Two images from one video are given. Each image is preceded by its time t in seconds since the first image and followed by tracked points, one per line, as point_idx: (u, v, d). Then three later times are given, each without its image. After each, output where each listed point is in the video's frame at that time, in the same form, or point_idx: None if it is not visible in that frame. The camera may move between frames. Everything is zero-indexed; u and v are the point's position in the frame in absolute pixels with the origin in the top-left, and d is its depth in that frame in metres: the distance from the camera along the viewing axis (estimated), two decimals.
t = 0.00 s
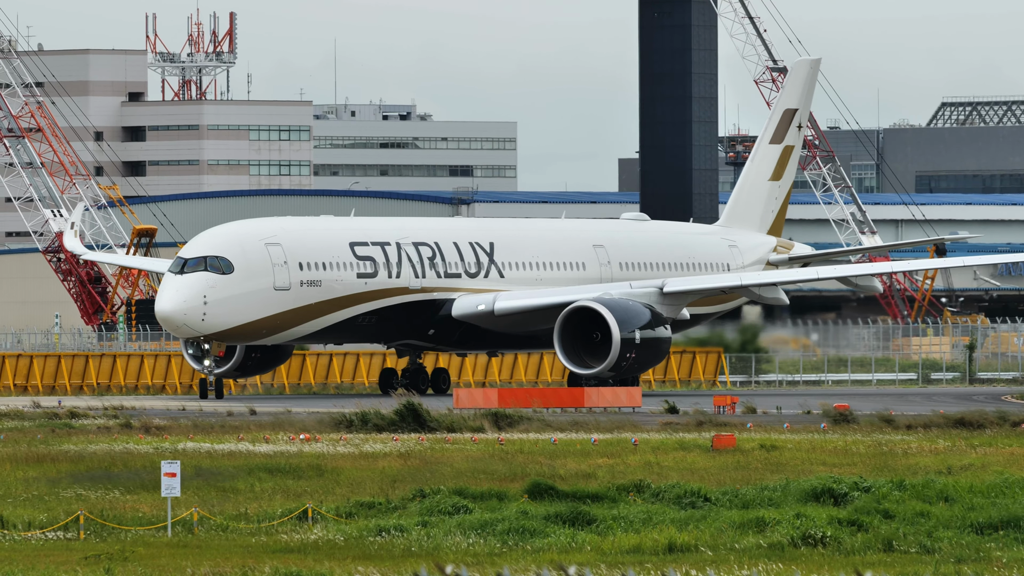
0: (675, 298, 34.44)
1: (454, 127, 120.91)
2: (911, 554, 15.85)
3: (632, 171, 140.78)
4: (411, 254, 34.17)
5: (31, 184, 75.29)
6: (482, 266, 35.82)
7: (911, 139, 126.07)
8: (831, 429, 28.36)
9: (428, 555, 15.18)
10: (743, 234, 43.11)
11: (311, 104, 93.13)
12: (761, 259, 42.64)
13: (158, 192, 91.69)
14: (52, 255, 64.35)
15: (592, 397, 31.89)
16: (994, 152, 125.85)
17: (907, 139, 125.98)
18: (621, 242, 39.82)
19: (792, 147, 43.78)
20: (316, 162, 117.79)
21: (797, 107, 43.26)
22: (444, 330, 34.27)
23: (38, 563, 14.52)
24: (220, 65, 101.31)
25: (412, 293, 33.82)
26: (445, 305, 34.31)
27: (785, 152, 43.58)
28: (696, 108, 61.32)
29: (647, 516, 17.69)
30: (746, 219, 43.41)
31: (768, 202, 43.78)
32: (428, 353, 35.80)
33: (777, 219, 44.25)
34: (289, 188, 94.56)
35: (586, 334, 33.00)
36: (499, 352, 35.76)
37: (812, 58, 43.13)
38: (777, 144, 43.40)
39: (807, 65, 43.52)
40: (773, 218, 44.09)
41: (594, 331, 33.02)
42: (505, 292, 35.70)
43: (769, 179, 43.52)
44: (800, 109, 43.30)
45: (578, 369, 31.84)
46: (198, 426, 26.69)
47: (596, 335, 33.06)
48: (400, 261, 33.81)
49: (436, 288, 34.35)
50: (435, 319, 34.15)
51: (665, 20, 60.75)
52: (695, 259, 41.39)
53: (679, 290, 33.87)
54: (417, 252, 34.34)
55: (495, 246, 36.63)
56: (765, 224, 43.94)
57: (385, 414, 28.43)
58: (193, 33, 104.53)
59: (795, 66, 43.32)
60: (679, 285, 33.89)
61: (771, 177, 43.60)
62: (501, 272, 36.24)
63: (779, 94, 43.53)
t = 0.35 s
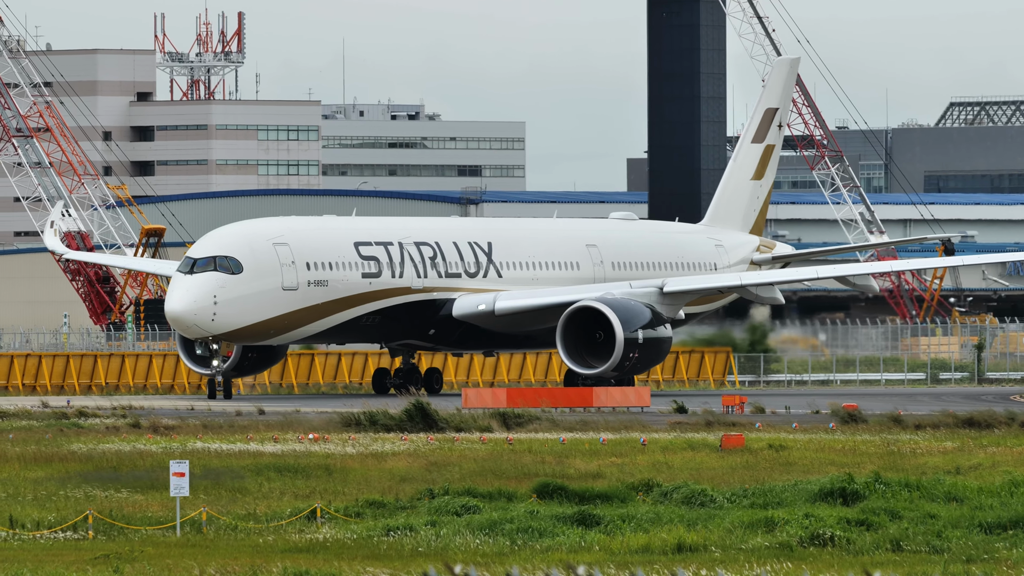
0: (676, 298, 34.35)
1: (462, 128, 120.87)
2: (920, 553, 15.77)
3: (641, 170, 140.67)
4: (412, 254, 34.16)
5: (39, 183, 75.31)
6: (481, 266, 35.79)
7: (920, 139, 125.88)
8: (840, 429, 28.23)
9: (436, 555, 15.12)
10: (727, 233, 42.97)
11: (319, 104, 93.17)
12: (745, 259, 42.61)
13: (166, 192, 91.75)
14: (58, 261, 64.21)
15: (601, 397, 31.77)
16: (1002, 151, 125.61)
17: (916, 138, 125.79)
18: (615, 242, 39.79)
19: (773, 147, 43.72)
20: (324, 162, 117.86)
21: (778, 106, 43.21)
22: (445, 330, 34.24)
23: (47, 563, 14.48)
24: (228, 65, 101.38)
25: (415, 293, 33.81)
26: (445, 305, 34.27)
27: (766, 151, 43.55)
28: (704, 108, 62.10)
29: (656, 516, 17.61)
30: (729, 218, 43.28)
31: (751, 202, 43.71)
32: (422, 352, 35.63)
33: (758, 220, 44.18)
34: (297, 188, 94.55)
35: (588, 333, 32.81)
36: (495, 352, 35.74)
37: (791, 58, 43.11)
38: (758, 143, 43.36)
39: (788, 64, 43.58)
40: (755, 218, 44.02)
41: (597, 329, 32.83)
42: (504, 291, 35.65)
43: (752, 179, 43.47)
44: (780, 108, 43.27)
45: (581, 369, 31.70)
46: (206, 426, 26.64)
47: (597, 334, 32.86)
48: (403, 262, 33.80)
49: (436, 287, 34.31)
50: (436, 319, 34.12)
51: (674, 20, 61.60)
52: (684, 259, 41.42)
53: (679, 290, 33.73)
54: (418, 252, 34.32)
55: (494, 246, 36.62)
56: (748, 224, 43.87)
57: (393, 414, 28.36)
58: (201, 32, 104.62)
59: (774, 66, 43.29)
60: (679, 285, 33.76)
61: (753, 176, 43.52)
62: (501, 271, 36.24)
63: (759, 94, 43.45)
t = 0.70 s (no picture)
0: (678, 297, 34.27)
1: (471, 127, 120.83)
2: (929, 554, 15.71)
3: (650, 170, 140.53)
4: (416, 253, 34.14)
5: (49, 183, 75.35)
6: (482, 266, 35.75)
7: (929, 139, 125.71)
8: (848, 429, 28.14)
9: (446, 555, 15.08)
10: (711, 233, 42.88)
11: (328, 104, 93.21)
12: (729, 259, 42.52)
13: (176, 192, 91.86)
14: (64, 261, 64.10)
15: (610, 397, 31.71)
16: (1011, 151, 125.33)
17: (925, 138, 125.60)
18: (611, 243, 39.74)
19: (753, 147, 43.73)
20: (334, 162, 117.93)
21: (759, 106, 43.34)
22: (447, 329, 34.14)
23: (56, 563, 14.45)
24: (238, 65, 101.43)
25: (421, 292, 33.83)
26: (447, 305, 34.21)
27: (748, 151, 43.56)
28: (714, 108, 62.09)
29: (664, 516, 17.57)
30: (712, 217, 43.21)
31: (733, 201, 43.60)
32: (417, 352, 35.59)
33: (740, 219, 44.10)
34: (306, 187, 94.61)
35: (592, 333, 32.70)
36: (493, 352, 35.69)
37: (772, 58, 43.26)
38: (741, 142, 43.33)
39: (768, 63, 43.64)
40: (738, 217, 43.94)
41: (600, 330, 32.72)
42: (504, 291, 35.66)
43: (735, 178, 43.39)
44: (761, 108, 43.36)
45: (586, 369, 31.61)
46: (216, 426, 26.63)
47: (601, 334, 32.75)
48: (407, 262, 33.77)
49: (439, 287, 34.25)
50: (438, 319, 34.06)
51: (683, 19, 61.69)
52: (674, 259, 41.30)
53: (681, 290, 33.58)
54: (422, 251, 34.32)
55: (493, 246, 36.58)
56: (730, 223, 43.77)
57: (402, 414, 28.33)
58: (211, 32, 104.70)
59: (756, 66, 43.42)
60: (681, 285, 33.69)
61: (735, 175, 43.45)
62: (501, 270, 36.22)
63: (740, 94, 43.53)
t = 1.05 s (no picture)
0: (683, 297, 34.20)
1: (481, 128, 120.79)
2: (938, 554, 15.61)
3: (660, 170, 140.45)
4: (420, 252, 34.09)
5: (59, 183, 75.41)
6: (484, 266, 35.68)
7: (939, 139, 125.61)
8: (858, 429, 28.03)
9: (456, 556, 15.03)
10: (695, 233, 42.75)
11: (337, 104, 93.22)
12: (713, 260, 42.50)
13: (185, 192, 91.96)
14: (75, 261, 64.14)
15: (619, 397, 31.61)
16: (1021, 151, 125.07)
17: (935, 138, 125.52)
18: (606, 244, 39.69)
19: (735, 147, 43.74)
20: (343, 162, 118.08)
21: (739, 106, 43.44)
22: (451, 328, 34.11)
23: (64, 564, 14.41)
24: (247, 65, 101.47)
25: (427, 293, 33.78)
26: (451, 305, 34.17)
27: (730, 151, 43.57)
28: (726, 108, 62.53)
29: (674, 516, 17.50)
30: (696, 217, 43.11)
31: (715, 201, 43.54)
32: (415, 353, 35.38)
33: (721, 219, 44.05)
34: (316, 188, 94.62)
35: (598, 335, 32.50)
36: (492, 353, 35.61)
37: (751, 58, 43.48)
38: (723, 143, 43.34)
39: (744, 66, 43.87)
40: (720, 218, 43.89)
41: (606, 330, 32.52)
42: (507, 292, 35.61)
43: (717, 178, 43.34)
44: (741, 108, 43.47)
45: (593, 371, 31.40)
46: (225, 426, 26.61)
47: (606, 335, 32.52)
48: (413, 262, 33.72)
49: (445, 288, 34.21)
50: (442, 319, 34.02)
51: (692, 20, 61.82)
52: (664, 260, 41.20)
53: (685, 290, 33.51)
54: (427, 251, 34.29)
55: (495, 246, 36.54)
56: (713, 224, 43.69)
57: (412, 414, 28.30)
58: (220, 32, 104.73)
59: (736, 67, 43.58)
60: (685, 285, 33.60)
61: (718, 175, 43.41)
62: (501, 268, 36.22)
63: (721, 94, 43.63)
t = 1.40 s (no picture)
0: (687, 297, 34.16)
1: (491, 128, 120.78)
2: (948, 554, 15.54)
3: (670, 170, 140.38)
4: (425, 252, 34.11)
5: (69, 183, 75.48)
6: (487, 266, 35.70)
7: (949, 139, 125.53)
8: (868, 429, 27.95)
9: (465, 555, 14.99)
10: (680, 233, 42.64)
11: (347, 104, 93.23)
12: (699, 259, 42.46)
13: (194, 192, 92.08)
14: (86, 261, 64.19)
15: (629, 397, 31.56)
16: None
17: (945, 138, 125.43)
18: (601, 244, 39.72)
19: (717, 146, 43.49)
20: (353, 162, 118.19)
21: (721, 105, 43.16)
22: (456, 328, 34.02)
23: (73, 564, 14.40)
24: (257, 65, 101.52)
25: (435, 294, 33.79)
26: (457, 305, 34.12)
27: (713, 150, 43.31)
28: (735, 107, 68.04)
29: (684, 516, 17.46)
30: (680, 217, 42.91)
31: (698, 201, 43.36)
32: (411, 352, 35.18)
33: (704, 217, 43.89)
34: (326, 188, 94.63)
35: (606, 335, 32.35)
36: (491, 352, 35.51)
37: (733, 56, 43.19)
38: (705, 142, 43.05)
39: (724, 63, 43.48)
40: (703, 217, 43.75)
41: (614, 330, 32.37)
42: (512, 292, 35.67)
43: (700, 177, 43.12)
44: (724, 107, 43.19)
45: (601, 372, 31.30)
46: (235, 426, 26.61)
47: (614, 335, 32.39)
48: (421, 263, 33.73)
49: (450, 288, 34.19)
50: (447, 318, 33.93)
51: (702, 18, 66.20)
52: (654, 259, 41.12)
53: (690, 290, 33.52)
54: (433, 251, 34.31)
55: (497, 245, 36.59)
56: (696, 223, 43.54)
57: (421, 414, 28.28)
58: (230, 32, 104.80)
59: (718, 65, 43.28)
60: (689, 285, 33.52)
61: (700, 175, 43.18)
62: (501, 265, 36.20)
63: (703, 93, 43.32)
